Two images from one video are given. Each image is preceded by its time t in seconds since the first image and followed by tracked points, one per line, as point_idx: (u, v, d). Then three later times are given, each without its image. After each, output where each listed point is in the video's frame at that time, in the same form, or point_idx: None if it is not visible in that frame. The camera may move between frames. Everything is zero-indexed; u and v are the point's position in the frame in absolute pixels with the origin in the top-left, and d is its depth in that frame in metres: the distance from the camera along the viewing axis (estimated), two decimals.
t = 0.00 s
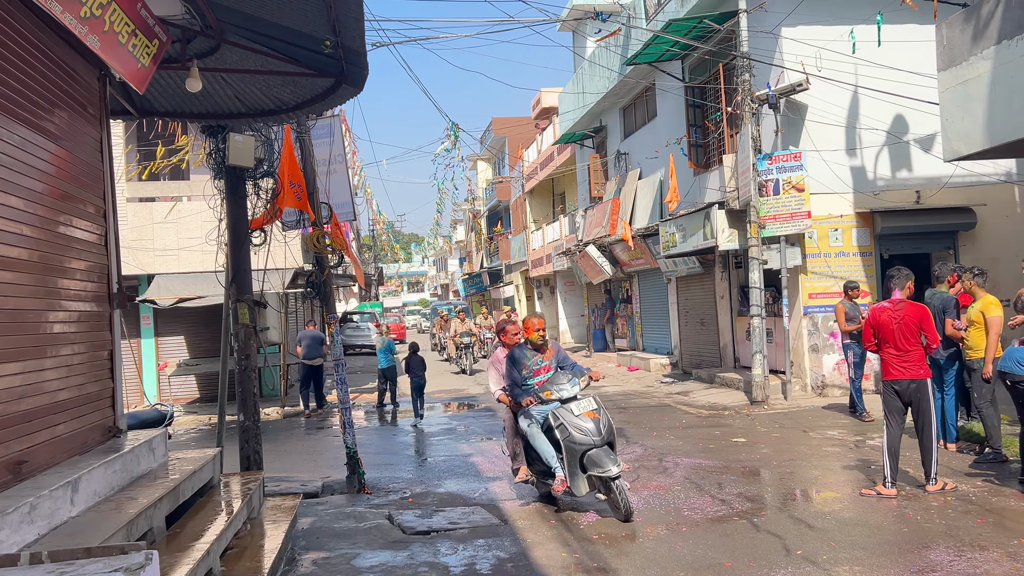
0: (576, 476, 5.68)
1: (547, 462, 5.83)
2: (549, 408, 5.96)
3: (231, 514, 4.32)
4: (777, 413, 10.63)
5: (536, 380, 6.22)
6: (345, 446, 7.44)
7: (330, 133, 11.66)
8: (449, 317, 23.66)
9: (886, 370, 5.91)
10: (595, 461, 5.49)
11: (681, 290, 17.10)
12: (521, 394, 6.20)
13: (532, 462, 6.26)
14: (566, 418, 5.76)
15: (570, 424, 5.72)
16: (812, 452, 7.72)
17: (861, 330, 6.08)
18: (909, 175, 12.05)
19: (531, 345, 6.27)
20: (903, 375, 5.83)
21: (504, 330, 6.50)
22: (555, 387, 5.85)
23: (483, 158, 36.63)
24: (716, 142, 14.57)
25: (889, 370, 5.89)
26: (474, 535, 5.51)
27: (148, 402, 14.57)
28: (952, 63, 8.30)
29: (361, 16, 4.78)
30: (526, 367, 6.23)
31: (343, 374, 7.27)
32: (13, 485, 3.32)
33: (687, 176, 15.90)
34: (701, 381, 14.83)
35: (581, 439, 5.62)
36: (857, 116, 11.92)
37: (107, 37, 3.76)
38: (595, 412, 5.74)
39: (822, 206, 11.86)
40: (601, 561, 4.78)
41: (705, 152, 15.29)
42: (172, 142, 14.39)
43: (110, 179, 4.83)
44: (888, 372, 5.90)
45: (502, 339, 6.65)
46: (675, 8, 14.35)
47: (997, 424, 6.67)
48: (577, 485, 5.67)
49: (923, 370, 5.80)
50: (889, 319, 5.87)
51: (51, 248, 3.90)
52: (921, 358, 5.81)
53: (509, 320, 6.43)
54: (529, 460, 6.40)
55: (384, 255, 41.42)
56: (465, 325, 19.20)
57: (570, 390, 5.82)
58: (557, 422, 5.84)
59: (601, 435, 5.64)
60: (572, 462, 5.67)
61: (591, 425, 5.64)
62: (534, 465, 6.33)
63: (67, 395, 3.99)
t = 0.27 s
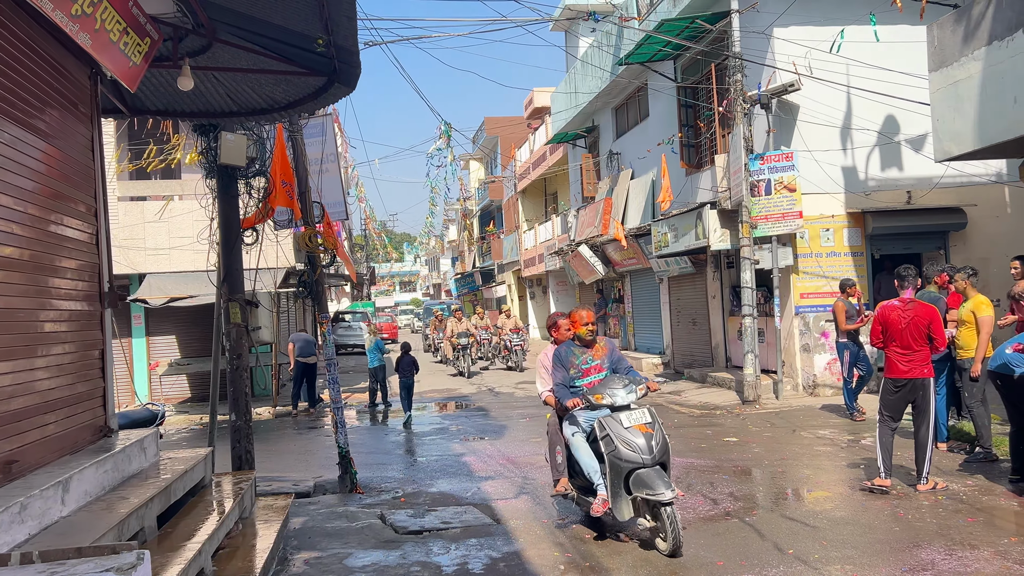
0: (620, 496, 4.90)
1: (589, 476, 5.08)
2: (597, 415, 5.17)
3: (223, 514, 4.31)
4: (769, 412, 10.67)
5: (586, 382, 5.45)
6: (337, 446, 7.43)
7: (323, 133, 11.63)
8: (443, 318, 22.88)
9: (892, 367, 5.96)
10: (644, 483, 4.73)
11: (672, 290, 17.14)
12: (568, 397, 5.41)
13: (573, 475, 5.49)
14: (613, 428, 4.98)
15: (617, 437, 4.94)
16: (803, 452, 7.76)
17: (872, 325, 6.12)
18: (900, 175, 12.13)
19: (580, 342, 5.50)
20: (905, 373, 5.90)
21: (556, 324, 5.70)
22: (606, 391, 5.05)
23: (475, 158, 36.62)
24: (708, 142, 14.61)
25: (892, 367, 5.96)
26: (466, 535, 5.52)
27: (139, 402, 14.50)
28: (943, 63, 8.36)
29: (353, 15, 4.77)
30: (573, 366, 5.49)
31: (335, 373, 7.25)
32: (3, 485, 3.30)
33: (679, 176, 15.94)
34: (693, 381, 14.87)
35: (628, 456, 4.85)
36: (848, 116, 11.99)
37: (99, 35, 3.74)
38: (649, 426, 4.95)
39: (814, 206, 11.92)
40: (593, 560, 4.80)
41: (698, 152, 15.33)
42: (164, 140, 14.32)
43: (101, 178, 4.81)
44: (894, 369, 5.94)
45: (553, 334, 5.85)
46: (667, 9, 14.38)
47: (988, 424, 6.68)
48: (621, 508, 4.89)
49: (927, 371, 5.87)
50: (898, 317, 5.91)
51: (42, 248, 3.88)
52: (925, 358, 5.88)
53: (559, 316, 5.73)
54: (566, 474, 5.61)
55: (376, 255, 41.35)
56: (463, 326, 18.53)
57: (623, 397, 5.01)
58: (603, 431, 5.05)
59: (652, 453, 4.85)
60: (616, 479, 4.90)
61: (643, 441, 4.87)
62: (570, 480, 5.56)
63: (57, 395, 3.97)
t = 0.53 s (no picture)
0: (691, 527, 4.01)
1: (653, 501, 4.20)
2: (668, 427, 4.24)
3: (213, 512, 4.29)
4: (759, 410, 10.72)
5: (650, 392, 4.50)
6: (329, 443, 7.42)
7: (314, 130, 11.59)
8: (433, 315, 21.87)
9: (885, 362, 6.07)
10: (727, 513, 3.82)
11: (664, 288, 17.19)
12: (631, 405, 4.43)
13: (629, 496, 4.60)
14: (688, 443, 4.07)
15: (693, 454, 4.03)
16: (794, 449, 7.80)
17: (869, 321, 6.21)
18: (890, 174, 12.20)
19: (643, 343, 4.57)
20: (898, 369, 6.01)
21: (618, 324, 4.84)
22: (684, 399, 4.15)
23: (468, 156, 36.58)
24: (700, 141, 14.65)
25: (886, 363, 6.07)
26: (458, 532, 5.52)
27: (130, 399, 14.44)
28: (933, 63, 8.41)
29: (345, 12, 4.75)
30: (636, 372, 4.54)
31: (327, 371, 7.23)
32: None
33: (671, 174, 15.98)
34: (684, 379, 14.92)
35: (707, 478, 3.94)
36: (839, 115, 12.05)
37: (88, 31, 3.72)
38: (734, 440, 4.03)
39: (805, 205, 11.98)
40: (584, 557, 4.81)
41: (689, 150, 15.36)
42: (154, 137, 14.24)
43: (91, 175, 4.78)
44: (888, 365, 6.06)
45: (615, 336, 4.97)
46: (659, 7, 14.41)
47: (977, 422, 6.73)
48: (691, 540, 4.00)
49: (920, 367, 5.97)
50: (894, 314, 5.98)
51: (32, 245, 3.86)
52: (920, 356, 5.95)
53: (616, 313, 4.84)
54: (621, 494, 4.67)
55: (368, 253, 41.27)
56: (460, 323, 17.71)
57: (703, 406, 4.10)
58: (674, 449, 4.14)
59: (736, 476, 3.92)
60: (689, 505, 4.00)
61: (725, 461, 3.94)
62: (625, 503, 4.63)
63: (46, 393, 3.94)
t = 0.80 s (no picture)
0: (817, 573, 3.25)
1: (761, 538, 3.42)
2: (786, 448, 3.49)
3: (201, 511, 4.28)
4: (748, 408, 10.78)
5: (753, 411, 3.77)
6: (318, 442, 7.40)
7: (304, 128, 11.55)
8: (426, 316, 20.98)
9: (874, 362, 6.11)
10: (869, 558, 3.05)
11: (654, 287, 17.24)
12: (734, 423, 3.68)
13: (724, 535, 3.79)
14: (817, 468, 3.32)
15: (823, 481, 3.28)
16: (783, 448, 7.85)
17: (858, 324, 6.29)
18: (879, 174, 12.28)
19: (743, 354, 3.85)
20: (887, 369, 6.04)
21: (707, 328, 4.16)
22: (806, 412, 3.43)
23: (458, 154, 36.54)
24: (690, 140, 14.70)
25: (875, 363, 6.10)
26: (447, 531, 5.52)
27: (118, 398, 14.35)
28: (922, 63, 8.47)
29: (334, 9, 4.74)
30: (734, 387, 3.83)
31: (317, 369, 7.21)
32: None
33: (661, 173, 16.03)
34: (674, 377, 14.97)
35: (842, 513, 3.18)
36: (829, 114, 12.11)
37: (75, 27, 3.69)
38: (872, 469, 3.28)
39: (794, 204, 12.04)
40: (574, 556, 4.83)
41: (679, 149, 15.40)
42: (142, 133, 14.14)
43: (78, 173, 4.74)
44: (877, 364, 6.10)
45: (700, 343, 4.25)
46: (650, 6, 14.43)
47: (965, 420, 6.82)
48: None
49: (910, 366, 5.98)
50: (881, 313, 6.04)
51: (18, 242, 3.83)
52: (909, 354, 5.97)
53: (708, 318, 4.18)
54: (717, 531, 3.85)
55: (358, 251, 41.15)
56: (454, 322, 16.96)
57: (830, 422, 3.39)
58: (795, 475, 3.39)
59: (881, 513, 3.17)
60: (818, 546, 3.25)
61: (867, 494, 3.19)
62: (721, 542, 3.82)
63: (33, 392, 3.92)
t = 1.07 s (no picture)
0: None
1: None
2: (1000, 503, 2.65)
3: (189, 512, 4.26)
4: (737, 408, 10.84)
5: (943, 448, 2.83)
6: (307, 442, 7.38)
7: (293, 127, 11.52)
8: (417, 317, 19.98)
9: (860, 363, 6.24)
10: None
11: (643, 287, 17.31)
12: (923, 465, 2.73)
13: None
14: None
15: None
16: (771, 448, 7.89)
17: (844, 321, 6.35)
18: (868, 175, 12.38)
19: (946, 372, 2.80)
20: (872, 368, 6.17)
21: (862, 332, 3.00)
22: None
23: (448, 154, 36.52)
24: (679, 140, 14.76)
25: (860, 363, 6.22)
26: (436, 532, 5.52)
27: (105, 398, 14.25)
28: (910, 65, 8.54)
29: (323, 8, 4.74)
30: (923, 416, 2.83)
31: (306, 369, 7.19)
32: None
33: (650, 174, 16.08)
34: (663, 378, 15.04)
35: None
36: (817, 116, 12.20)
37: (63, 25, 3.67)
38: None
39: (783, 205, 12.11)
40: (562, 556, 4.85)
41: (669, 150, 15.45)
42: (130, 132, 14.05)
43: (65, 171, 4.71)
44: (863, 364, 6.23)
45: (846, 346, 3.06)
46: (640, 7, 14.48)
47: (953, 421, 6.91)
48: None
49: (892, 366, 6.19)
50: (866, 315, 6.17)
51: (4, 240, 3.80)
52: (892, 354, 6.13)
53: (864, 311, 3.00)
54: None
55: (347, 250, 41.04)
56: (450, 324, 16.06)
57: None
58: (1018, 539, 2.59)
59: None
60: None
61: None
62: None
63: (19, 392, 3.89)
